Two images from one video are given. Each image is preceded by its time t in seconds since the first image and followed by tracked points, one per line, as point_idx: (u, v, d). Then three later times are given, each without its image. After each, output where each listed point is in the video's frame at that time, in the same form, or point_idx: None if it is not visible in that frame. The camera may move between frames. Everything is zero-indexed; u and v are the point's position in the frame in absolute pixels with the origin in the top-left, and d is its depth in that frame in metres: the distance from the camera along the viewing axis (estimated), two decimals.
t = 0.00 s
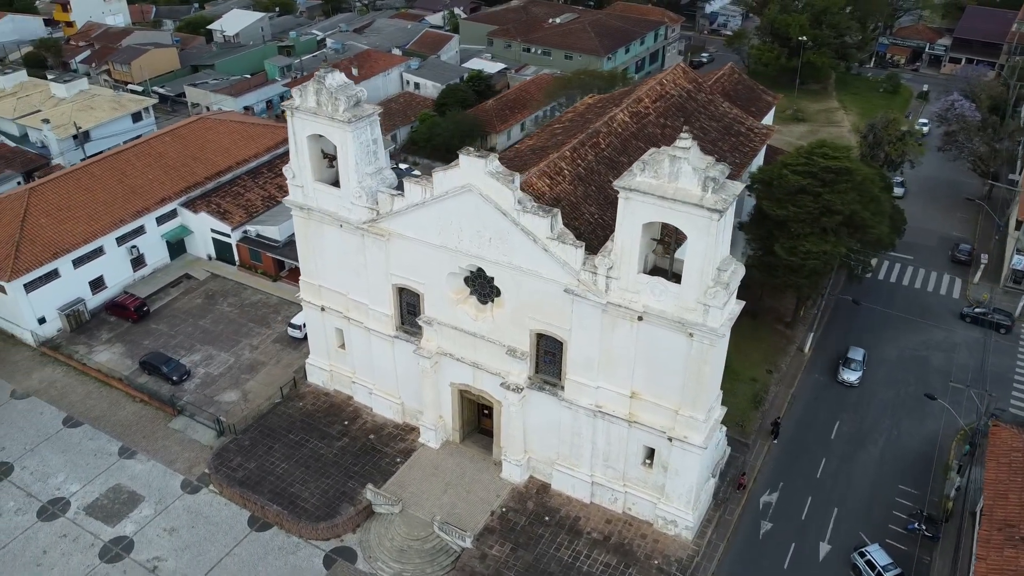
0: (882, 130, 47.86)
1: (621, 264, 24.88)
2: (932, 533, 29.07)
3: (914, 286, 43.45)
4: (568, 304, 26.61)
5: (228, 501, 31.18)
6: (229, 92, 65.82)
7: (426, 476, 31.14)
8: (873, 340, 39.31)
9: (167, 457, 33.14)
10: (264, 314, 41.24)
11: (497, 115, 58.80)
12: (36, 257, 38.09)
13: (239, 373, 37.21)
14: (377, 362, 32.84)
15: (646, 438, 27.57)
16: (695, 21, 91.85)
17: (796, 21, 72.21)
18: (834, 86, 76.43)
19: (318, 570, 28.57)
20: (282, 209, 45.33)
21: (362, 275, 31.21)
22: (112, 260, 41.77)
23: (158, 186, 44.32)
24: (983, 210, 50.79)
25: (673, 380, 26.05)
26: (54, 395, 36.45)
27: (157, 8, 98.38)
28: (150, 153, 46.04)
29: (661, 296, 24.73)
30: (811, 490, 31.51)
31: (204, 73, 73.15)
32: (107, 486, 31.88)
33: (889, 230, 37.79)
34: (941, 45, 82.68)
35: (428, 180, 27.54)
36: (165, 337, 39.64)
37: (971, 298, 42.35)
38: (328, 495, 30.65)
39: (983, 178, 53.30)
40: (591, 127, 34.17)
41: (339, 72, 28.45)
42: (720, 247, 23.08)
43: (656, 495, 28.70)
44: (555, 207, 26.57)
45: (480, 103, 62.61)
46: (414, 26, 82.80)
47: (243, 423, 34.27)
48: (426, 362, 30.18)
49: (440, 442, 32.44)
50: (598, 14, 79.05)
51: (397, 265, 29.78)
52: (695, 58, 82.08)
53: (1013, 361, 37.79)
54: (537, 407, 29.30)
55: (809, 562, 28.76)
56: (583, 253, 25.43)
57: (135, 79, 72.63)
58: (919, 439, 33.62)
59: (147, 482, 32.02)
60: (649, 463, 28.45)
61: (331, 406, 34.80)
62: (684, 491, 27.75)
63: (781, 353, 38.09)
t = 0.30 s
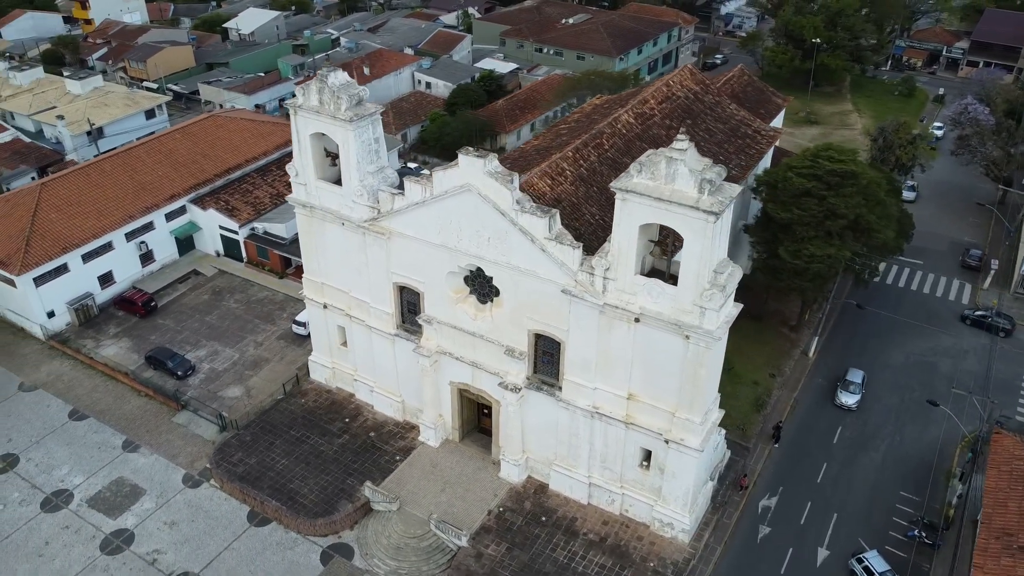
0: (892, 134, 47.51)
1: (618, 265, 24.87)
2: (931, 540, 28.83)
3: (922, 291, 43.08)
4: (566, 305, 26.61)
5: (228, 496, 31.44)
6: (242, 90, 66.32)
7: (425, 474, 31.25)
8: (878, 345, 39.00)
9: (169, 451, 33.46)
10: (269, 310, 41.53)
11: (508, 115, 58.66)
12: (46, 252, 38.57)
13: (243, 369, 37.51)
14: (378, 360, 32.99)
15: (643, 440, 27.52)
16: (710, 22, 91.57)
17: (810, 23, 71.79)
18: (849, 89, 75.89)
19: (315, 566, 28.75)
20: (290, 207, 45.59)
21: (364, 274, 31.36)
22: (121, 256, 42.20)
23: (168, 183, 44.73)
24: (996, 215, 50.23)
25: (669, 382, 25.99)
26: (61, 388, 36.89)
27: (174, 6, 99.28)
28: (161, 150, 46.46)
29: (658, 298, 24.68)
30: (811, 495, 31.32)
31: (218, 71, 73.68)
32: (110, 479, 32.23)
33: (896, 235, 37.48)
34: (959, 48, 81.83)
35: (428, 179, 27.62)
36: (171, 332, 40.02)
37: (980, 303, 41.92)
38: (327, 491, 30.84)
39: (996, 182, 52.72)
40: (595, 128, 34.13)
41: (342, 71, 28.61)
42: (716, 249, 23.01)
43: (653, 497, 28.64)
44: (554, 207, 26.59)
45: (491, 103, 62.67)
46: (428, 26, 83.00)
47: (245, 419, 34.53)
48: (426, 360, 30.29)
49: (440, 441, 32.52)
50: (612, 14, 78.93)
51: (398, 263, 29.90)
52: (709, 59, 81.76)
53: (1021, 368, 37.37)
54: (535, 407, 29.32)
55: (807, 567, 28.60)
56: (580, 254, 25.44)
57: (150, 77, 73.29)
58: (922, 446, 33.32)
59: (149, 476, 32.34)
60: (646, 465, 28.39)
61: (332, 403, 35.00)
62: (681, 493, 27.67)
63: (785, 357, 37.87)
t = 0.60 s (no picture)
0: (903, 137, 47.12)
1: (615, 266, 24.83)
2: (931, 548, 28.58)
3: (930, 296, 42.68)
4: (564, 307, 26.61)
5: (229, 491, 31.69)
6: (256, 88, 66.77)
7: (423, 472, 31.37)
8: (884, 350, 38.67)
9: (172, 445, 33.79)
10: (275, 307, 41.82)
11: (517, 115, 58.70)
12: (55, 246, 39.05)
13: (247, 365, 37.81)
14: (379, 358, 33.15)
15: (640, 441, 27.48)
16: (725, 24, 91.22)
17: (825, 25, 71.34)
18: (863, 91, 75.33)
19: (312, 561, 28.93)
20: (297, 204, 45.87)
21: (365, 272, 31.52)
22: (130, 251, 42.65)
23: (178, 179, 45.13)
24: (1009, 220, 49.65)
25: (666, 384, 25.93)
26: (69, 381, 37.33)
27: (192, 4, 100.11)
28: (172, 146, 46.89)
29: (654, 300, 24.64)
30: (811, 500, 31.13)
31: (233, 69, 74.21)
32: (113, 472, 32.59)
33: (903, 239, 37.18)
34: (977, 51, 80.95)
35: (428, 179, 27.70)
36: (178, 327, 40.40)
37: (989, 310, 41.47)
38: (326, 488, 31.02)
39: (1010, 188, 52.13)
40: (599, 129, 34.08)
41: (344, 70, 28.76)
42: (712, 252, 22.94)
43: (649, 499, 28.58)
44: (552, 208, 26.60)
45: (501, 102, 62.72)
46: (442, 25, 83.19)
47: (248, 414, 34.80)
48: (425, 359, 30.41)
49: (439, 439, 32.60)
50: (626, 15, 78.79)
51: (398, 262, 30.03)
52: (723, 61, 81.43)
53: None
54: (533, 407, 29.35)
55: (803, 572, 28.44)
56: (578, 255, 25.44)
57: (166, 74, 73.97)
58: (925, 452, 33.02)
59: (152, 469, 32.67)
60: (643, 467, 28.33)
61: (334, 400, 35.20)
62: (677, 496, 27.59)
63: (789, 361, 37.66)
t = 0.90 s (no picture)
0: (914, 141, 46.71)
1: (612, 267, 24.79)
2: (931, 555, 28.31)
3: (939, 301, 42.29)
4: (561, 307, 26.61)
5: (229, 485, 31.96)
6: (269, 86, 67.20)
7: (421, 470, 31.48)
8: (889, 356, 38.35)
9: (175, 439, 34.10)
10: (281, 304, 42.10)
11: (527, 115, 58.69)
12: (65, 241, 39.53)
13: (251, 361, 38.08)
14: (380, 356, 33.28)
15: (636, 443, 27.41)
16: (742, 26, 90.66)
17: (840, 27, 70.83)
18: (879, 94, 74.68)
19: (309, 557, 29.10)
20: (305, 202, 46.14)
21: (366, 270, 31.65)
22: (138, 246, 43.08)
23: (187, 176, 45.52)
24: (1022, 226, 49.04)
25: (662, 386, 25.86)
26: (75, 374, 37.77)
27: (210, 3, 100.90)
28: (182, 143, 47.28)
29: (651, 301, 24.59)
30: (810, 505, 30.92)
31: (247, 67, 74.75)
32: (116, 465, 32.93)
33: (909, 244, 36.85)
34: (996, 55, 79.91)
35: (428, 178, 27.79)
36: (184, 322, 40.78)
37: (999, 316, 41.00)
38: (324, 484, 31.20)
39: None
40: (604, 130, 34.01)
41: (347, 68, 28.87)
42: (708, 254, 22.85)
43: (646, 500, 28.51)
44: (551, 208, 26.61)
45: (512, 102, 62.71)
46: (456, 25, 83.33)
47: (250, 410, 35.06)
48: (425, 357, 30.49)
49: (438, 438, 32.69)
50: (639, 15, 78.58)
51: (399, 261, 30.14)
52: (738, 63, 81.02)
53: None
54: (531, 407, 29.36)
55: None
56: (575, 256, 25.42)
57: (181, 71, 74.61)
58: (927, 460, 32.71)
59: (154, 463, 32.99)
60: (639, 469, 28.27)
61: (335, 397, 35.39)
62: (673, 498, 27.50)
63: (792, 365, 37.44)
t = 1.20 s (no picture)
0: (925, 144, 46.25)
1: (608, 268, 24.76)
2: (929, 562, 28.05)
3: (948, 305, 41.87)
4: (559, 307, 26.60)
5: (229, 479, 32.22)
6: (282, 84, 67.52)
7: (420, 467, 31.59)
8: (895, 360, 38.03)
9: (178, 432, 34.42)
10: (286, 300, 42.38)
11: (538, 114, 58.64)
12: (74, 235, 39.99)
13: (255, 356, 38.36)
14: (382, 353, 33.42)
15: (633, 444, 27.36)
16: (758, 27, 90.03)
17: (855, 28, 70.24)
18: (895, 97, 73.96)
19: (305, 551, 29.28)
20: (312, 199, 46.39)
21: (368, 267, 31.79)
22: (147, 241, 43.51)
23: (197, 172, 45.91)
24: None
25: (658, 387, 25.80)
26: (83, 366, 38.21)
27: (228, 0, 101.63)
28: (193, 139, 47.66)
29: (647, 302, 24.54)
30: (809, 510, 30.71)
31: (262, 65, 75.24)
32: (119, 457, 33.29)
33: (915, 248, 36.51)
34: (1016, 58, 78.84)
35: (428, 176, 27.86)
36: (191, 317, 41.16)
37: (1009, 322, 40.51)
38: (323, 479, 31.38)
39: None
40: (608, 129, 33.92)
41: (350, 66, 28.97)
42: (703, 255, 22.77)
43: (642, 501, 28.45)
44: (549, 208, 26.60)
45: (523, 102, 62.66)
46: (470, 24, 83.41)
47: (252, 405, 35.33)
48: (424, 355, 30.58)
49: (438, 436, 32.77)
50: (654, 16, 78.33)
51: (399, 259, 30.26)
52: (752, 65, 80.57)
53: None
54: (528, 407, 29.39)
55: None
56: (572, 256, 25.42)
57: (196, 69, 75.19)
58: (930, 466, 32.40)
59: (156, 455, 33.31)
60: (636, 470, 28.21)
61: (337, 393, 35.58)
62: (668, 500, 27.41)
63: (796, 368, 37.19)
